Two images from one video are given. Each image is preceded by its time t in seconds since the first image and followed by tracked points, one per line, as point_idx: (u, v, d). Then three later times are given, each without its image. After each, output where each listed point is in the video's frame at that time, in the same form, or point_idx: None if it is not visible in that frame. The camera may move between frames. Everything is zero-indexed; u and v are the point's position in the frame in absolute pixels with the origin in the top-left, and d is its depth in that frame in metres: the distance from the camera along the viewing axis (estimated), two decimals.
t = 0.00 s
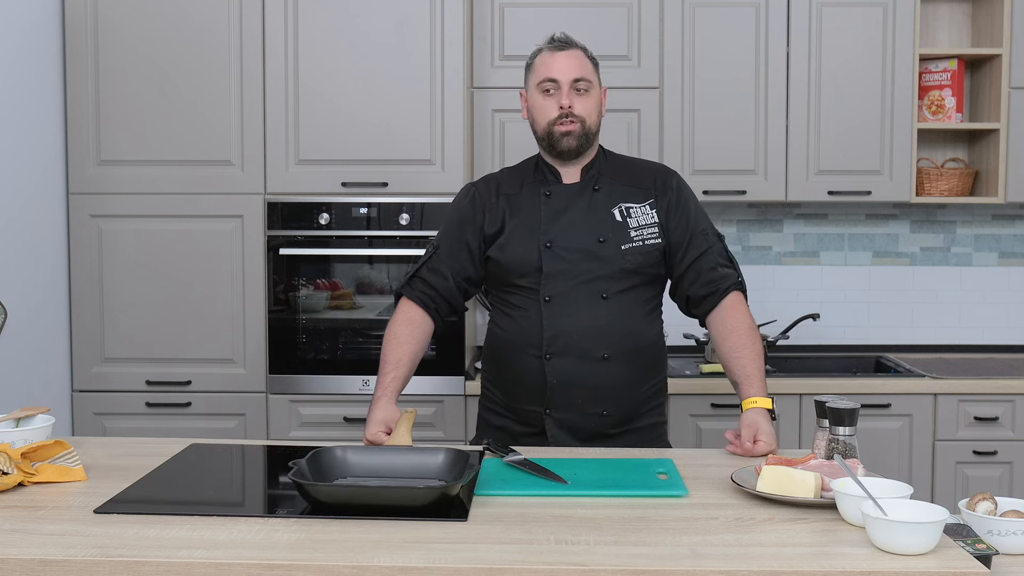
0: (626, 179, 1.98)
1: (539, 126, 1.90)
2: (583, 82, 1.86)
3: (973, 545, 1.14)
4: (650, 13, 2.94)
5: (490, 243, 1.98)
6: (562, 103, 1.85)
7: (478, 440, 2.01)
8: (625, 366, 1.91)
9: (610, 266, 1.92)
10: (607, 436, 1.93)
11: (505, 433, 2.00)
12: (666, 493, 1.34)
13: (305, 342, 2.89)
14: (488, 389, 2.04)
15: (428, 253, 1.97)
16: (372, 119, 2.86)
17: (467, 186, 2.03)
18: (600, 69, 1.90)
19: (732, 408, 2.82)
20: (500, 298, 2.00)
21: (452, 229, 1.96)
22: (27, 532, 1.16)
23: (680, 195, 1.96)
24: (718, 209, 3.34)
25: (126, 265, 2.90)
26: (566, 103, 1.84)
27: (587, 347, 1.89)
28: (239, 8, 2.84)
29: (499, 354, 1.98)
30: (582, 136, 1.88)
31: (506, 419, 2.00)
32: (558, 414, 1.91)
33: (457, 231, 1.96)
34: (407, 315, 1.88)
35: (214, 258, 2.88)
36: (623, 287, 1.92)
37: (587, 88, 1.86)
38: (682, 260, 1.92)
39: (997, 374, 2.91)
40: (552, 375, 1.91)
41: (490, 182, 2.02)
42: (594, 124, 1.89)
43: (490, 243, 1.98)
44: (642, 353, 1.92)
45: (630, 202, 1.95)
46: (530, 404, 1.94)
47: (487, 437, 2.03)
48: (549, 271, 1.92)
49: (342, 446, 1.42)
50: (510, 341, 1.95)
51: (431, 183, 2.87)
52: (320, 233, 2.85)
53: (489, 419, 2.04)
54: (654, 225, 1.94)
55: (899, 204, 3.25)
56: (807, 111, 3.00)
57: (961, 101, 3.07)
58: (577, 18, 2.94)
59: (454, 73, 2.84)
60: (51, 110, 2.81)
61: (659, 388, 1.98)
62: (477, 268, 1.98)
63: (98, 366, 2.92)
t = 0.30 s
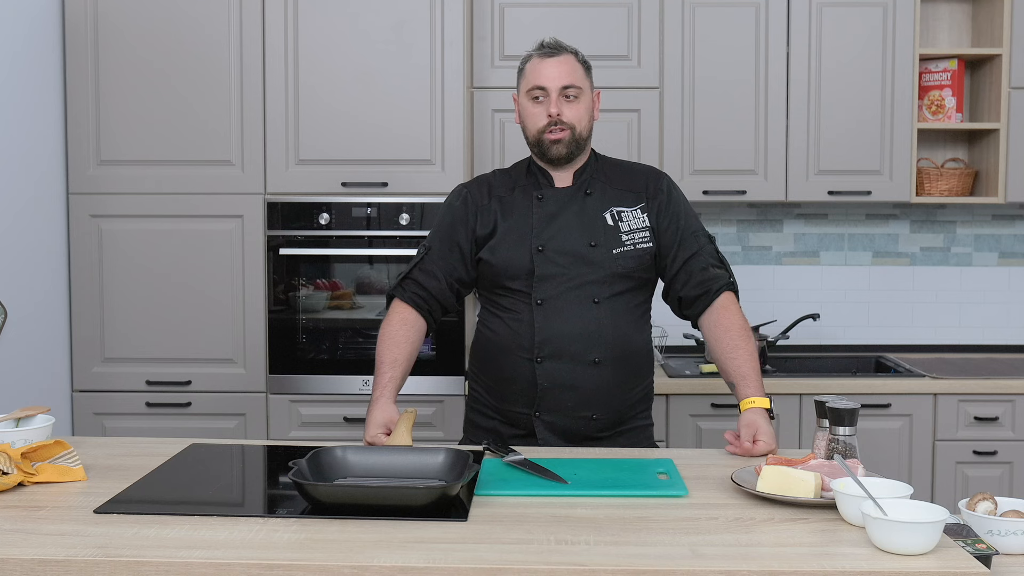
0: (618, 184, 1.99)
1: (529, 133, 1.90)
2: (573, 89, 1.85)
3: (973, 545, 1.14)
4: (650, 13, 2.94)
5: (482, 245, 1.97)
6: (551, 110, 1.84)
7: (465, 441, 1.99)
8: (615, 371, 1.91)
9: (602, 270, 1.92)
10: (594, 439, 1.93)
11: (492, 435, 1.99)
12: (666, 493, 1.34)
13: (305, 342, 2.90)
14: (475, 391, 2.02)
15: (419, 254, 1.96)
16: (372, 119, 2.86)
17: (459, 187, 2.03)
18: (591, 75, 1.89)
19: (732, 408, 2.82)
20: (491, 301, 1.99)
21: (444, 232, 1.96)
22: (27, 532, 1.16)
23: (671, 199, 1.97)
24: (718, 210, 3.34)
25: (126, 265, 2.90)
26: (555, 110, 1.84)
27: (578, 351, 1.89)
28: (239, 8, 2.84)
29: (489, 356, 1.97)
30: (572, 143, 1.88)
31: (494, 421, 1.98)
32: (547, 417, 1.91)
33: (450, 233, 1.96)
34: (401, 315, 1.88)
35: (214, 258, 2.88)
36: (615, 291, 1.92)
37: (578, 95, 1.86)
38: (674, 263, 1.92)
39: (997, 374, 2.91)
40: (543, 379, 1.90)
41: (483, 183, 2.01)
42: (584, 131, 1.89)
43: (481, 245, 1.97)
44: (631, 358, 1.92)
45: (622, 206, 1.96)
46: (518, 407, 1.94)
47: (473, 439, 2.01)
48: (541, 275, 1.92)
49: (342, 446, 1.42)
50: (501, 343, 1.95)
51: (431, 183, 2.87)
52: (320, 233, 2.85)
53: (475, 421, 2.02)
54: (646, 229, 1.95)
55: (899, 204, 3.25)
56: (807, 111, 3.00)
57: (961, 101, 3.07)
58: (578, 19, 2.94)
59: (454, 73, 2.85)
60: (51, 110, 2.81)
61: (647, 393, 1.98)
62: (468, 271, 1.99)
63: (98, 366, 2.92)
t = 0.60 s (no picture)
0: (618, 185, 1.98)
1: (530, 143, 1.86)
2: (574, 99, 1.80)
3: (973, 545, 1.14)
4: (650, 13, 2.94)
5: (482, 247, 1.98)
6: (553, 124, 1.80)
7: (463, 442, 1.99)
8: (615, 374, 1.91)
9: (602, 273, 1.92)
10: (594, 442, 1.93)
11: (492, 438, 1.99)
12: (666, 493, 1.34)
13: (305, 342, 2.90)
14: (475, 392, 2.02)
15: (418, 255, 1.97)
16: (372, 119, 2.86)
17: (458, 188, 2.02)
18: (592, 81, 1.83)
19: (732, 408, 2.82)
20: (491, 303, 1.99)
21: (444, 235, 1.96)
22: (27, 532, 1.16)
23: (670, 199, 1.97)
24: (717, 210, 3.34)
25: (126, 265, 2.90)
26: (558, 124, 1.80)
27: (579, 354, 1.89)
28: (239, 8, 2.84)
29: (489, 359, 1.97)
30: (574, 153, 1.85)
31: (494, 423, 1.98)
32: (547, 420, 1.91)
33: (449, 237, 1.96)
34: (400, 316, 1.88)
35: (214, 259, 2.88)
36: (615, 294, 1.92)
37: (580, 106, 1.81)
38: (670, 262, 1.92)
39: (997, 374, 2.91)
40: (544, 383, 1.90)
41: (482, 184, 2.01)
42: (586, 140, 1.85)
43: (481, 248, 1.98)
44: (631, 361, 1.92)
45: (622, 208, 1.96)
46: (519, 410, 1.93)
47: (472, 442, 2.01)
48: (541, 279, 1.91)
49: (342, 446, 1.42)
50: (501, 346, 1.94)
51: (431, 183, 2.87)
52: (320, 233, 2.85)
53: (474, 422, 2.02)
54: (645, 231, 1.95)
55: (899, 205, 3.25)
56: (807, 111, 3.00)
57: (961, 101, 3.07)
58: (578, 19, 2.94)
59: (454, 73, 2.85)
60: (51, 110, 2.81)
61: (644, 395, 1.99)
62: (467, 271, 1.99)
63: (98, 366, 2.92)
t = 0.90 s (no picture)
0: (617, 185, 1.98)
1: (537, 145, 1.85)
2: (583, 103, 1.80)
3: (973, 545, 1.14)
4: (650, 13, 2.95)
5: (481, 248, 1.98)
6: (563, 128, 1.79)
7: (464, 443, 2.00)
8: (615, 375, 1.91)
9: (602, 274, 1.92)
10: (594, 443, 1.93)
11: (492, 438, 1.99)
12: (666, 493, 1.34)
13: (305, 342, 2.90)
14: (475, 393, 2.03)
15: (417, 256, 1.97)
16: (372, 120, 2.86)
17: (457, 188, 2.02)
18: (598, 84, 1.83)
19: (732, 408, 2.82)
20: (491, 304, 1.99)
21: (444, 236, 1.96)
22: (27, 532, 1.16)
23: (669, 199, 1.97)
24: (717, 210, 3.34)
25: (126, 265, 2.90)
26: (568, 128, 1.79)
27: (579, 356, 1.89)
28: (239, 8, 2.84)
29: (489, 360, 1.97)
30: (581, 156, 1.84)
31: (495, 424, 1.98)
32: (548, 421, 1.91)
33: (449, 238, 1.96)
34: (399, 316, 1.88)
35: (214, 258, 2.88)
36: (615, 295, 1.92)
37: (588, 109, 1.80)
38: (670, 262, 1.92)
39: (997, 374, 2.90)
40: (544, 384, 1.90)
41: (481, 185, 2.01)
42: (592, 143, 1.85)
43: (481, 249, 1.98)
44: (631, 361, 1.93)
45: (621, 208, 1.96)
46: (519, 411, 1.94)
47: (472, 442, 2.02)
48: (541, 280, 1.91)
49: (342, 446, 1.42)
50: (501, 347, 1.95)
51: (431, 183, 2.87)
52: (320, 233, 2.85)
53: (474, 423, 2.02)
54: (645, 231, 1.94)
55: (899, 205, 3.25)
56: (807, 111, 3.00)
57: (961, 101, 3.07)
58: (578, 19, 2.94)
59: (454, 73, 2.85)
60: (51, 110, 2.81)
61: (645, 394, 1.99)
62: (467, 272, 1.99)
63: (98, 366, 2.92)
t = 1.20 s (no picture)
0: (618, 183, 1.98)
1: (546, 150, 1.83)
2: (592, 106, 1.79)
3: (973, 545, 1.14)
4: (650, 13, 2.95)
5: (483, 249, 1.98)
6: (574, 130, 1.78)
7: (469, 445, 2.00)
8: (619, 374, 1.91)
9: (605, 274, 1.91)
10: (599, 443, 1.94)
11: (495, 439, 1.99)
12: (666, 493, 1.34)
13: (305, 342, 2.90)
14: (478, 393, 2.03)
15: (418, 257, 1.97)
16: (372, 120, 2.86)
17: (458, 188, 2.02)
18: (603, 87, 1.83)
19: (732, 408, 2.82)
20: (494, 305, 1.99)
21: (445, 236, 1.96)
22: (27, 532, 1.16)
23: (670, 198, 1.96)
24: (717, 210, 3.34)
25: (126, 265, 2.90)
26: (579, 131, 1.77)
27: (583, 357, 1.89)
28: (239, 8, 2.84)
29: (492, 360, 1.97)
30: (591, 160, 1.83)
31: (497, 425, 1.98)
32: (553, 423, 1.91)
33: (450, 238, 1.96)
34: (400, 317, 1.89)
35: (214, 258, 2.88)
36: (618, 295, 1.92)
37: (596, 112, 1.80)
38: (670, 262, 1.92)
39: (997, 374, 2.90)
40: (549, 386, 1.90)
41: (481, 185, 2.01)
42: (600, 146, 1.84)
43: (482, 249, 1.98)
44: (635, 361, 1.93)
45: (622, 206, 1.95)
46: (524, 413, 1.94)
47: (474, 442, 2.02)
48: (544, 281, 1.91)
49: (342, 446, 1.42)
50: (504, 348, 1.95)
51: (431, 184, 2.87)
52: (320, 233, 2.85)
53: (478, 425, 2.02)
54: (647, 229, 1.94)
55: (899, 205, 3.25)
56: (807, 110, 3.00)
57: (961, 101, 3.07)
58: (578, 19, 2.94)
59: (454, 73, 2.85)
60: (51, 109, 2.81)
61: (647, 393, 1.99)
62: (469, 273, 1.99)
63: (98, 366, 2.92)
